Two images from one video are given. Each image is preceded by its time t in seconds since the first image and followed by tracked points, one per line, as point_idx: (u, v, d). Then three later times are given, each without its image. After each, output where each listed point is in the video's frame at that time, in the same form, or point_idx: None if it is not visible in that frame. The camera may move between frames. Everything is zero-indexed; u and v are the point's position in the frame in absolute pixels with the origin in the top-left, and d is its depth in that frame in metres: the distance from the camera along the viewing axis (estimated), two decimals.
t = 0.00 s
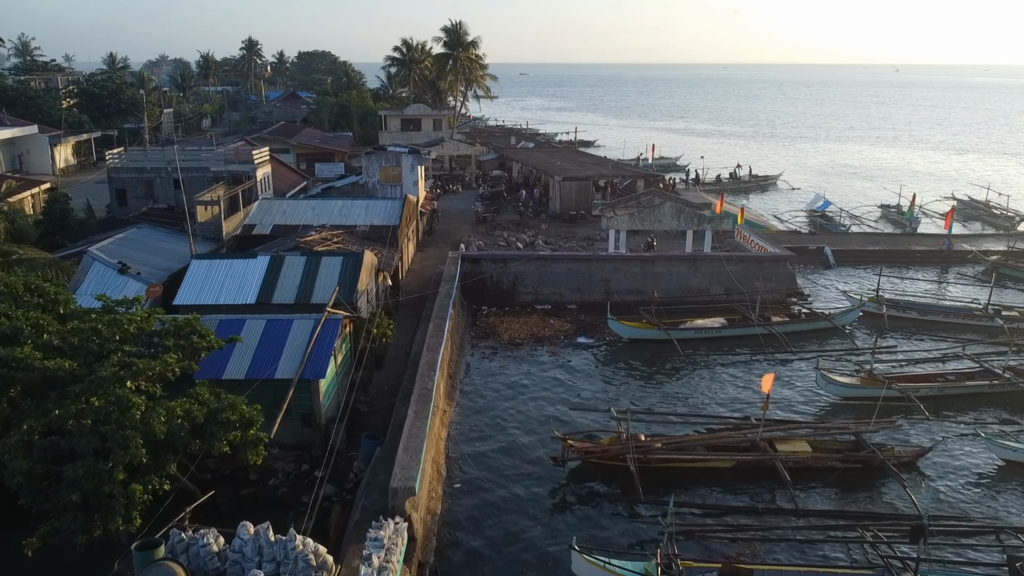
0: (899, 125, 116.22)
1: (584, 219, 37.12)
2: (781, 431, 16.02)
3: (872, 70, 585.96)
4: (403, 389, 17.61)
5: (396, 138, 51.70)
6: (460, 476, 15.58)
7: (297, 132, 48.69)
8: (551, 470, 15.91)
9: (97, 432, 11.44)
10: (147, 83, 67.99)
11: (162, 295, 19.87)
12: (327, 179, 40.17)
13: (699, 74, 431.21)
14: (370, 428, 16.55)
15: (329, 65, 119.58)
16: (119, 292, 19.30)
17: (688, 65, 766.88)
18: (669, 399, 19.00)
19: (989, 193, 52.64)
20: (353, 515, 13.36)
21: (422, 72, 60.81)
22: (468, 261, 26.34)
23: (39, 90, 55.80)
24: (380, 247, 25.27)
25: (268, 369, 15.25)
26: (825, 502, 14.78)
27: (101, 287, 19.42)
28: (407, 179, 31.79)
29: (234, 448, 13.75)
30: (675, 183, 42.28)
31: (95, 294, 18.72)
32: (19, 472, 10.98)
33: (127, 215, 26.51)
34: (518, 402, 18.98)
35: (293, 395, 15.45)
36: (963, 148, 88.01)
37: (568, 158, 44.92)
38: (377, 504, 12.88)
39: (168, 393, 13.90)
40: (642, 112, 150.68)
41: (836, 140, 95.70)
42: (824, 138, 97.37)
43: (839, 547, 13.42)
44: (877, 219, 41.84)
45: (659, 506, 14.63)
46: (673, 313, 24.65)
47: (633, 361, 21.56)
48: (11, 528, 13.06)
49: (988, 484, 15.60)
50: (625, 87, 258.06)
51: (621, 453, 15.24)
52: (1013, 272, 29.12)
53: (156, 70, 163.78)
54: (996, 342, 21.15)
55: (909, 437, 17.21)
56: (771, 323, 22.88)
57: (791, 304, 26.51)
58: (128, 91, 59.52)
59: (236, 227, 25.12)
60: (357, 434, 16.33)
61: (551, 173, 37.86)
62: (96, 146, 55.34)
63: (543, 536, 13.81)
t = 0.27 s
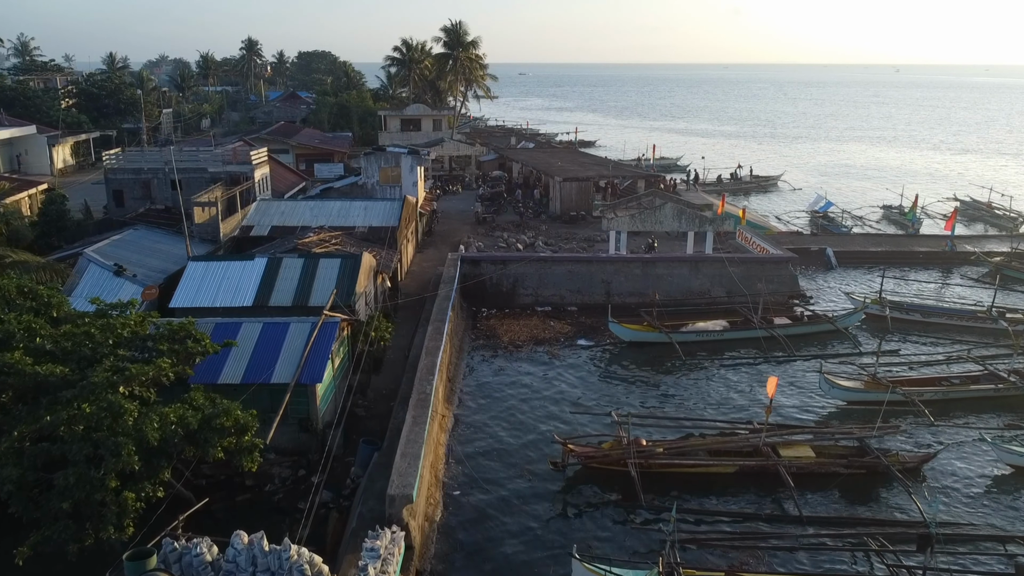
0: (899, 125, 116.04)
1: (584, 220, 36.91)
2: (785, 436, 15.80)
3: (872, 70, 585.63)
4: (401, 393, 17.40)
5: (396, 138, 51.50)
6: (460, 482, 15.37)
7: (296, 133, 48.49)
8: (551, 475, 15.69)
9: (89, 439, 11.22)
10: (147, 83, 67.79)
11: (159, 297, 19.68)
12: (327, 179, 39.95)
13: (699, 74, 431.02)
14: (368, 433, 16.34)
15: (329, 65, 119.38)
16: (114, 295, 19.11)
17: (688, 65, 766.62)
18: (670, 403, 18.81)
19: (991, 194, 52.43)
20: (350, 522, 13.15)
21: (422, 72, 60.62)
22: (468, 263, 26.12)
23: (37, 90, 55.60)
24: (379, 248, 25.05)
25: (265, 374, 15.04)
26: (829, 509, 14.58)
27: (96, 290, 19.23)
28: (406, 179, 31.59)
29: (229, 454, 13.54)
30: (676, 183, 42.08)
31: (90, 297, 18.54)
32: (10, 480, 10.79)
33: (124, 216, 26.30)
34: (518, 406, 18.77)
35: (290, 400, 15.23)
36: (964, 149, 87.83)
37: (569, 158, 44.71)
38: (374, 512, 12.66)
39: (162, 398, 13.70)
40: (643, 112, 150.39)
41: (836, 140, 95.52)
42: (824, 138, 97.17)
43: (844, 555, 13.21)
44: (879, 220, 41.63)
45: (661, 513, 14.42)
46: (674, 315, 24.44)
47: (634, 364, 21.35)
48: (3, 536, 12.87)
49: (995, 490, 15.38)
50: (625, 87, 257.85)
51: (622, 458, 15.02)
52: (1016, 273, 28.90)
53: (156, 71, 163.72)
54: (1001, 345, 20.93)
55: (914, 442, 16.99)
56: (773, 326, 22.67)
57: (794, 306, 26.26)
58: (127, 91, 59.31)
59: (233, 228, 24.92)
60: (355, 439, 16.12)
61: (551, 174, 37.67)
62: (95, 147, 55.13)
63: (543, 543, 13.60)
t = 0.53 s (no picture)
0: (900, 125, 115.86)
1: (584, 221, 36.70)
2: (788, 441, 15.59)
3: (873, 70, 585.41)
4: (400, 397, 17.19)
5: (395, 138, 51.30)
6: (458, 487, 15.15)
7: (296, 133, 48.29)
8: (551, 481, 15.47)
9: (80, 446, 11.00)
10: (146, 83, 67.62)
11: (154, 300, 19.48)
12: (326, 180, 39.77)
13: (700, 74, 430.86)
14: (366, 438, 16.12)
15: (330, 65, 119.22)
16: (109, 299, 18.93)
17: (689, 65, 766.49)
18: (671, 407, 18.59)
19: (993, 194, 52.20)
20: (346, 530, 12.93)
21: (422, 72, 60.45)
22: (467, 265, 25.90)
23: (36, 91, 55.43)
24: (377, 250, 24.83)
25: (260, 378, 14.83)
26: (833, 515, 14.38)
27: (90, 293, 19.06)
28: (405, 180, 31.39)
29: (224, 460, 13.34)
30: (677, 184, 41.88)
31: (84, 301, 18.35)
32: None
33: (120, 217, 26.09)
34: (518, 410, 18.55)
35: (286, 405, 15.03)
36: (965, 149, 87.64)
37: (569, 159, 44.50)
38: (371, 519, 12.44)
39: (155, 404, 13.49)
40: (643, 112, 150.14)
41: (836, 140, 95.37)
42: (825, 138, 97.00)
43: (849, 563, 13.01)
44: (881, 220, 41.41)
45: (662, 519, 14.21)
46: (675, 318, 24.23)
47: (635, 367, 21.15)
48: None
49: (1001, 496, 15.17)
50: (625, 87, 257.68)
51: (623, 464, 14.79)
52: (1020, 275, 28.68)
53: (156, 71, 163.90)
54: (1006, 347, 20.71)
55: (919, 447, 16.76)
56: (775, 329, 22.46)
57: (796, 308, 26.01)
58: (126, 92, 59.11)
59: (230, 230, 24.71)
60: (352, 444, 15.91)
61: (551, 174, 37.47)
62: (93, 147, 54.94)
63: (543, 551, 13.38)
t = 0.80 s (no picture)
0: (901, 125, 115.70)
1: (585, 222, 36.50)
2: (790, 446, 15.39)
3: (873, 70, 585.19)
4: (397, 402, 16.99)
5: (395, 139, 51.10)
6: (457, 494, 14.93)
7: (295, 133, 48.08)
8: (551, 486, 15.25)
9: (70, 454, 10.79)
10: (145, 83, 67.42)
11: (150, 303, 19.26)
12: (325, 181, 39.57)
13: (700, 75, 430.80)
14: (363, 444, 15.91)
15: (330, 66, 119.02)
16: (104, 301, 18.76)
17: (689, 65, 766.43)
18: (672, 411, 18.37)
19: (996, 195, 51.94)
20: (342, 538, 12.72)
21: (422, 72, 60.26)
22: (466, 266, 25.67)
23: (35, 91, 55.25)
24: (376, 251, 24.60)
25: (256, 383, 14.61)
26: (838, 523, 14.18)
27: (86, 296, 18.88)
28: (404, 181, 31.19)
29: (218, 467, 13.15)
30: (677, 185, 41.67)
31: (79, 304, 18.18)
32: None
33: (117, 219, 25.88)
34: (517, 413, 18.34)
35: (282, 410, 14.82)
36: (966, 149, 87.50)
37: (569, 159, 44.28)
38: (368, 528, 12.23)
39: (149, 409, 13.31)
40: (644, 112, 149.91)
41: (837, 141, 95.20)
42: (825, 139, 96.81)
43: (855, 570, 12.79)
44: (883, 222, 41.20)
45: (664, 526, 13.99)
46: (676, 320, 24.03)
47: (636, 370, 20.94)
48: None
49: (1007, 502, 14.98)
50: (625, 87, 257.46)
51: (624, 470, 14.54)
52: None
53: (156, 72, 164.01)
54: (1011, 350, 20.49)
55: (923, 452, 16.55)
56: (777, 331, 22.25)
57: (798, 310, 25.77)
58: (125, 92, 58.91)
59: (227, 232, 24.52)
60: (349, 449, 15.70)
61: (551, 175, 37.27)
62: (92, 148, 54.74)
63: (542, 559, 13.15)
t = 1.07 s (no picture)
0: (902, 125, 115.51)
1: (585, 223, 36.29)
2: (793, 451, 15.19)
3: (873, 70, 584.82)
4: (395, 406, 16.79)
5: (394, 139, 50.90)
6: (456, 500, 14.72)
7: (294, 134, 47.88)
8: (551, 492, 15.05)
9: (60, 461, 10.57)
10: (144, 83, 67.21)
11: (146, 305, 19.06)
12: (324, 181, 39.37)
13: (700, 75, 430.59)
14: (361, 449, 15.69)
15: (330, 66, 118.81)
16: (100, 304, 18.58)
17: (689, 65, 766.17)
18: (673, 415, 18.16)
19: (998, 195, 51.73)
20: (338, 546, 12.51)
21: (422, 72, 60.05)
22: (466, 268, 25.46)
23: (33, 91, 55.06)
24: (374, 253, 24.40)
25: (251, 388, 14.41)
26: (841, 530, 13.98)
27: (81, 298, 18.70)
28: (403, 182, 30.97)
29: (212, 474, 12.93)
30: (678, 186, 41.46)
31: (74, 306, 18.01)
32: None
33: (113, 220, 25.67)
34: (516, 418, 18.13)
35: (279, 415, 14.62)
36: (967, 149, 87.30)
37: (569, 160, 44.07)
38: (364, 536, 12.03)
39: (143, 415, 13.11)
40: (645, 112, 149.68)
41: (838, 141, 94.99)
42: (826, 139, 96.57)
43: None
44: (885, 222, 41.00)
45: (666, 533, 13.79)
46: (677, 323, 23.82)
47: (636, 373, 20.73)
48: None
49: (1014, 509, 14.78)
50: (626, 87, 257.27)
51: (625, 476, 14.35)
52: None
53: (156, 72, 163.89)
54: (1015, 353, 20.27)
55: (928, 457, 16.33)
56: (779, 334, 22.03)
57: (800, 312, 25.54)
58: (124, 92, 58.70)
59: (225, 233, 24.32)
60: (346, 454, 15.50)
61: (551, 176, 37.06)
62: (90, 148, 54.54)
63: (542, 567, 12.94)
